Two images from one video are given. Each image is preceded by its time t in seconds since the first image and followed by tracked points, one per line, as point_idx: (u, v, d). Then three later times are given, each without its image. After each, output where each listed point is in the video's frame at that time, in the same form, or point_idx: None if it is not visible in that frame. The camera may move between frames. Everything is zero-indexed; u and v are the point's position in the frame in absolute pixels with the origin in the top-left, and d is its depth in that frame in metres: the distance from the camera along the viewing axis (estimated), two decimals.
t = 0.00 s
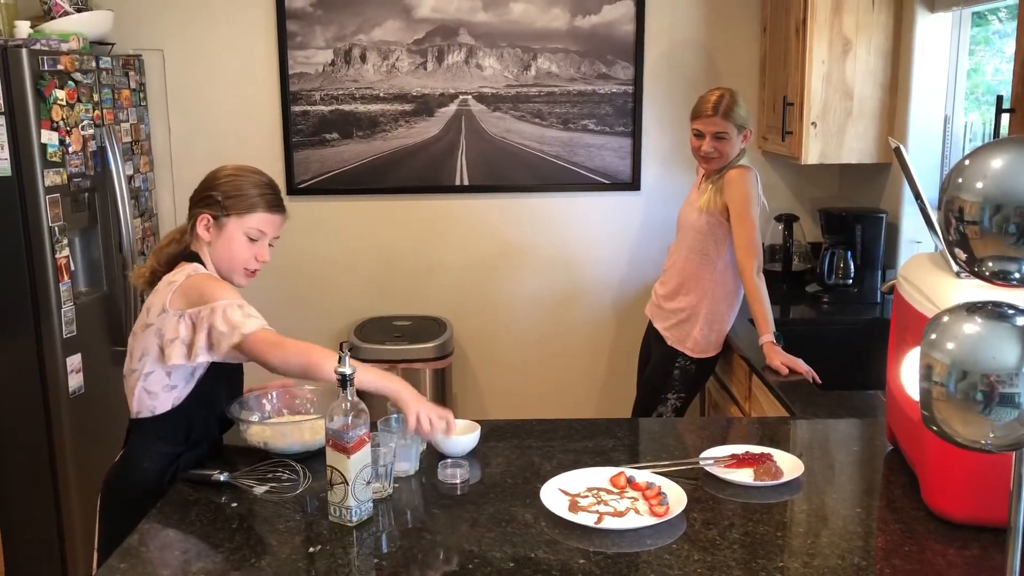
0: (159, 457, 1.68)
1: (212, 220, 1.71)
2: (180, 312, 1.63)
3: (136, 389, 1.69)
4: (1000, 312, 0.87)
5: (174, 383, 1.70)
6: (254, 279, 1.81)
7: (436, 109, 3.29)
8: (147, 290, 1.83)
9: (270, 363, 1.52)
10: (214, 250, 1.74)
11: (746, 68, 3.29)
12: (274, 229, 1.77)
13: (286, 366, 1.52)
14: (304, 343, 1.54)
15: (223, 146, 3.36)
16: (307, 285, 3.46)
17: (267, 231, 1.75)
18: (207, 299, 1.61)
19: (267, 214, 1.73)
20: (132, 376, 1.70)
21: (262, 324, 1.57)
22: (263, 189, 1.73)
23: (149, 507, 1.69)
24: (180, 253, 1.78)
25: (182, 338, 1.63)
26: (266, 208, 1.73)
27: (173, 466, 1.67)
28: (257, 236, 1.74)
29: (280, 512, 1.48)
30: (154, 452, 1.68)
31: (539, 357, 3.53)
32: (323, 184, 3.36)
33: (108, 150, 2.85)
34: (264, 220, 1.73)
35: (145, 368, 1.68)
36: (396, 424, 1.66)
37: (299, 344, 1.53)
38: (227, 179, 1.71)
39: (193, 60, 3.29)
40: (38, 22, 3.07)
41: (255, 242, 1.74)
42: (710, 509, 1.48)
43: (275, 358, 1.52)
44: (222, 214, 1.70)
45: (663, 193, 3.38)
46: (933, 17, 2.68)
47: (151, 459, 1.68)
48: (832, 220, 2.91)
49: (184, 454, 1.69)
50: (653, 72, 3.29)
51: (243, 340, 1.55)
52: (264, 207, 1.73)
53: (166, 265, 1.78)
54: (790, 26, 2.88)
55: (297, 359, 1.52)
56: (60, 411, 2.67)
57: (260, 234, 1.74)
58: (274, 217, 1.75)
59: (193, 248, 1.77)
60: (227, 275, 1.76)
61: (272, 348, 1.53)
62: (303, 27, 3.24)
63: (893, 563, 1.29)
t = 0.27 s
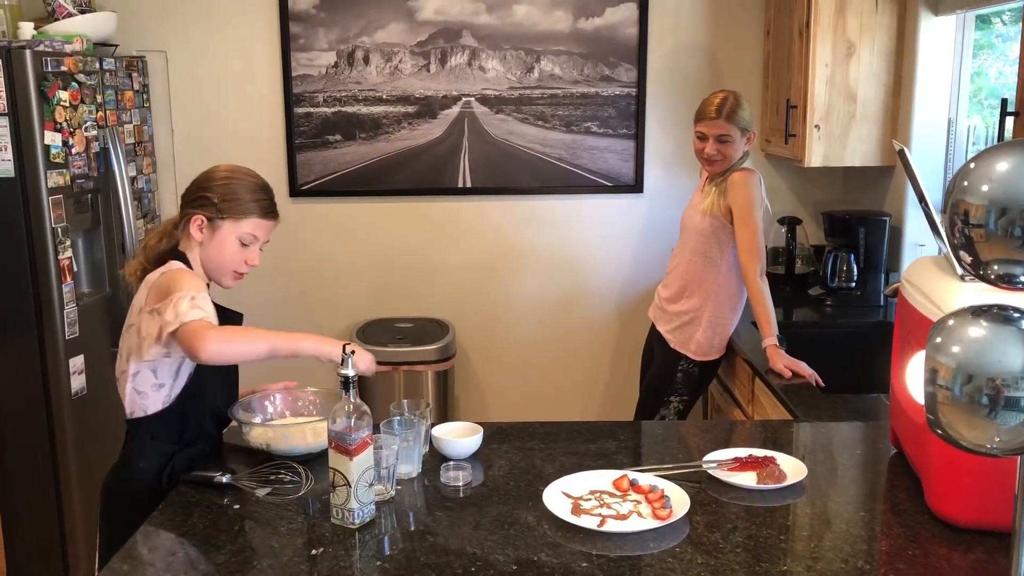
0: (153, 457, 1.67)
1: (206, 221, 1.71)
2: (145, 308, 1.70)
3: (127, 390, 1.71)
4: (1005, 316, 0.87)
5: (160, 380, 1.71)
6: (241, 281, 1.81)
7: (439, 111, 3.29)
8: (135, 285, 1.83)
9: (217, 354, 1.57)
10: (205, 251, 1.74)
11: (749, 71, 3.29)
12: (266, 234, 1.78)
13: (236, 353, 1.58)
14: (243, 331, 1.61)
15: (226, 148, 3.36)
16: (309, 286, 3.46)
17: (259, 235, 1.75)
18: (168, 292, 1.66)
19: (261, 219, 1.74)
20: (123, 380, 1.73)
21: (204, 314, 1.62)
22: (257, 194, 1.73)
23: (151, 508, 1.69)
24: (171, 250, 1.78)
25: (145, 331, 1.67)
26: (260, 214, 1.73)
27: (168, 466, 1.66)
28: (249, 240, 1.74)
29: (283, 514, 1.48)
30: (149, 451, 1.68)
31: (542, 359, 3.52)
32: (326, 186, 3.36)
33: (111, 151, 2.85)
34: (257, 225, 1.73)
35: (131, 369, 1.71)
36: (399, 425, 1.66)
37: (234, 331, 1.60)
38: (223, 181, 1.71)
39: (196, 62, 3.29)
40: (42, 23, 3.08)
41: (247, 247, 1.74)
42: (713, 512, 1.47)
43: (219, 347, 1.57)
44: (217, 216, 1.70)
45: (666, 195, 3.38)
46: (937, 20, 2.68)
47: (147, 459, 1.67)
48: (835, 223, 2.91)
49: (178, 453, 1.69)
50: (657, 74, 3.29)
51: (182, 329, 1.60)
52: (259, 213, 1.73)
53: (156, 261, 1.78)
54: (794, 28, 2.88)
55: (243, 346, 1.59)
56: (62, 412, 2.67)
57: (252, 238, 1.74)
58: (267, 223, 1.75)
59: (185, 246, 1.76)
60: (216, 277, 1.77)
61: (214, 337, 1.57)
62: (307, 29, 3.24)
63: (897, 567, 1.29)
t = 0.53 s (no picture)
0: (147, 456, 1.66)
1: (200, 224, 1.71)
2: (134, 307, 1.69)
3: (119, 391, 1.70)
4: (1008, 317, 0.86)
5: (152, 379, 1.70)
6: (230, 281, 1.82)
7: (440, 112, 3.29)
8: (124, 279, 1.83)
9: (208, 340, 1.57)
10: (197, 253, 1.74)
11: (750, 72, 3.29)
12: (258, 239, 1.78)
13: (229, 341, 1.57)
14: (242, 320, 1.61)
15: (227, 148, 3.36)
16: (310, 286, 3.46)
17: (251, 239, 1.76)
18: (156, 290, 1.67)
19: (255, 224, 1.74)
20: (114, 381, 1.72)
21: (199, 305, 1.63)
22: (251, 199, 1.73)
23: (151, 509, 1.69)
24: (162, 249, 1.78)
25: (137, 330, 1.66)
26: (253, 219, 1.74)
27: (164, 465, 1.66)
28: (241, 245, 1.75)
29: (283, 514, 1.48)
30: (143, 451, 1.67)
31: (542, 359, 3.52)
32: (327, 186, 3.36)
33: (112, 151, 2.86)
34: (250, 230, 1.74)
35: (122, 369, 1.69)
36: (400, 425, 1.66)
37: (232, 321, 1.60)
38: (217, 184, 1.71)
39: (197, 63, 3.29)
40: (43, 23, 3.08)
41: (239, 250, 1.75)
42: (714, 513, 1.47)
43: (211, 334, 1.57)
44: (211, 220, 1.70)
45: (667, 196, 3.37)
46: (938, 21, 2.68)
47: (141, 459, 1.66)
48: (836, 224, 2.91)
49: (173, 452, 1.68)
50: (658, 76, 3.29)
51: (177, 320, 1.60)
52: (252, 218, 1.73)
53: (149, 260, 1.78)
54: (795, 29, 2.88)
55: (237, 334, 1.58)
56: (63, 412, 2.67)
57: (244, 243, 1.75)
58: (259, 227, 1.76)
59: (176, 246, 1.76)
60: (205, 279, 1.78)
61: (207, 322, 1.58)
62: (308, 29, 3.24)
63: (899, 569, 1.28)
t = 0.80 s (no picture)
0: (144, 455, 1.66)
1: (192, 224, 1.71)
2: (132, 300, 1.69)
3: (115, 390, 1.70)
4: (1006, 317, 0.86)
5: (148, 376, 1.70)
6: (221, 282, 1.82)
7: (439, 111, 3.29)
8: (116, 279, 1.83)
9: (219, 315, 1.56)
10: (188, 253, 1.74)
11: (749, 71, 3.29)
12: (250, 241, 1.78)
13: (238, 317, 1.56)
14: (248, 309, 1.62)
15: (226, 148, 3.36)
16: (309, 286, 3.45)
17: (243, 242, 1.76)
18: (150, 283, 1.67)
19: (247, 227, 1.75)
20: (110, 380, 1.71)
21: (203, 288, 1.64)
22: (244, 201, 1.73)
23: (150, 508, 1.68)
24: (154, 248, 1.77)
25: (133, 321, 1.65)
26: (245, 221, 1.74)
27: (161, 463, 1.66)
28: (233, 246, 1.75)
29: (282, 514, 1.48)
30: (140, 449, 1.67)
31: (542, 359, 3.52)
32: (326, 185, 3.36)
33: (111, 151, 2.85)
34: (243, 232, 1.74)
35: (117, 365, 1.69)
36: (399, 425, 1.66)
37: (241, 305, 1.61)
38: (210, 186, 1.71)
39: (197, 62, 3.29)
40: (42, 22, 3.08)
41: (230, 252, 1.75)
42: (713, 513, 1.47)
43: (223, 307, 1.57)
44: (203, 220, 1.70)
45: (667, 195, 3.37)
46: (937, 20, 2.68)
47: (137, 458, 1.66)
48: (836, 223, 2.91)
49: (169, 451, 1.68)
50: (657, 75, 3.29)
51: (182, 300, 1.60)
52: (244, 220, 1.73)
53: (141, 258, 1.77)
54: (795, 29, 2.88)
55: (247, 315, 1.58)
56: (62, 411, 2.67)
57: (236, 244, 1.75)
58: (251, 230, 1.76)
59: (168, 246, 1.76)
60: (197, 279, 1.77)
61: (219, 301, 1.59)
62: (307, 29, 3.24)
63: (898, 568, 1.28)
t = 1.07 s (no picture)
0: (138, 453, 1.66)
1: (183, 224, 1.71)
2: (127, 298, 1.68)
3: (106, 387, 1.68)
4: (1002, 314, 0.86)
5: (140, 373, 1.68)
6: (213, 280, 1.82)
7: (436, 109, 3.29)
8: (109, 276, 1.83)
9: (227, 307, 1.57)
10: (180, 252, 1.74)
11: (746, 70, 3.29)
12: (241, 240, 1.78)
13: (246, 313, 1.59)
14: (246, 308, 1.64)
15: (222, 146, 3.35)
16: (305, 284, 3.45)
17: (234, 241, 1.76)
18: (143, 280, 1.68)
19: (239, 226, 1.74)
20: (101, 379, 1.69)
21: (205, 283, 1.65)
22: (235, 200, 1.73)
23: (145, 507, 1.68)
24: (146, 246, 1.77)
25: (128, 317, 1.64)
26: (236, 221, 1.73)
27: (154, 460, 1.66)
28: (224, 245, 1.75)
29: (278, 512, 1.48)
30: (134, 447, 1.67)
31: (539, 357, 3.52)
32: (323, 184, 3.35)
33: (107, 149, 2.85)
34: (233, 231, 1.74)
35: (108, 363, 1.67)
36: (395, 423, 1.66)
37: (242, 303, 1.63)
38: (201, 185, 1.70)
39: (193, 60, 3.29)
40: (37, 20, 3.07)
41: (221, 251, 1.75)
42: (709, 511, 1.47)
43: (231, 300, 1.58)
44: (194, 220, 1.70)
45: (664, 194, 3.37)
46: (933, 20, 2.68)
47: (131, 456, 1.66)
48: (832, 222, 2.91)
49: (163, 449, 1.67)
50: (654, 74, 3.29)
51: (185, 294, 1.61)
52: (236, 219, 1.73)
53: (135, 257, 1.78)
54: (791, 27, 2.88)
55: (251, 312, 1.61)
56: (58, 410, 2.67)
57: (227, 243, 1.75)
58: (243, 229, 1.75)
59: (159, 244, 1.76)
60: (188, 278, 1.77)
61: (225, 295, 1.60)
62: (303, 27, 3.23)
63: (894, 566, 1.29)
